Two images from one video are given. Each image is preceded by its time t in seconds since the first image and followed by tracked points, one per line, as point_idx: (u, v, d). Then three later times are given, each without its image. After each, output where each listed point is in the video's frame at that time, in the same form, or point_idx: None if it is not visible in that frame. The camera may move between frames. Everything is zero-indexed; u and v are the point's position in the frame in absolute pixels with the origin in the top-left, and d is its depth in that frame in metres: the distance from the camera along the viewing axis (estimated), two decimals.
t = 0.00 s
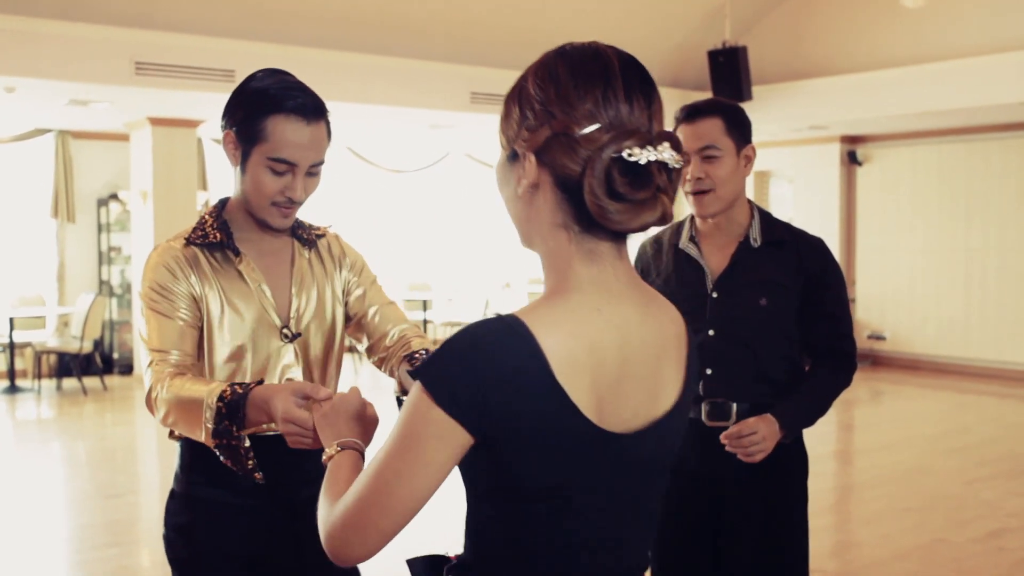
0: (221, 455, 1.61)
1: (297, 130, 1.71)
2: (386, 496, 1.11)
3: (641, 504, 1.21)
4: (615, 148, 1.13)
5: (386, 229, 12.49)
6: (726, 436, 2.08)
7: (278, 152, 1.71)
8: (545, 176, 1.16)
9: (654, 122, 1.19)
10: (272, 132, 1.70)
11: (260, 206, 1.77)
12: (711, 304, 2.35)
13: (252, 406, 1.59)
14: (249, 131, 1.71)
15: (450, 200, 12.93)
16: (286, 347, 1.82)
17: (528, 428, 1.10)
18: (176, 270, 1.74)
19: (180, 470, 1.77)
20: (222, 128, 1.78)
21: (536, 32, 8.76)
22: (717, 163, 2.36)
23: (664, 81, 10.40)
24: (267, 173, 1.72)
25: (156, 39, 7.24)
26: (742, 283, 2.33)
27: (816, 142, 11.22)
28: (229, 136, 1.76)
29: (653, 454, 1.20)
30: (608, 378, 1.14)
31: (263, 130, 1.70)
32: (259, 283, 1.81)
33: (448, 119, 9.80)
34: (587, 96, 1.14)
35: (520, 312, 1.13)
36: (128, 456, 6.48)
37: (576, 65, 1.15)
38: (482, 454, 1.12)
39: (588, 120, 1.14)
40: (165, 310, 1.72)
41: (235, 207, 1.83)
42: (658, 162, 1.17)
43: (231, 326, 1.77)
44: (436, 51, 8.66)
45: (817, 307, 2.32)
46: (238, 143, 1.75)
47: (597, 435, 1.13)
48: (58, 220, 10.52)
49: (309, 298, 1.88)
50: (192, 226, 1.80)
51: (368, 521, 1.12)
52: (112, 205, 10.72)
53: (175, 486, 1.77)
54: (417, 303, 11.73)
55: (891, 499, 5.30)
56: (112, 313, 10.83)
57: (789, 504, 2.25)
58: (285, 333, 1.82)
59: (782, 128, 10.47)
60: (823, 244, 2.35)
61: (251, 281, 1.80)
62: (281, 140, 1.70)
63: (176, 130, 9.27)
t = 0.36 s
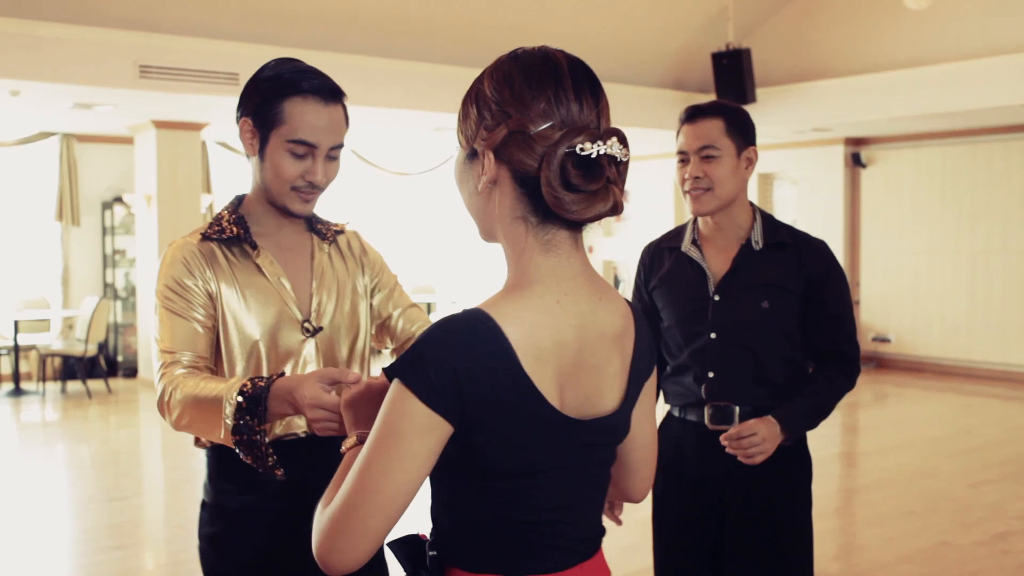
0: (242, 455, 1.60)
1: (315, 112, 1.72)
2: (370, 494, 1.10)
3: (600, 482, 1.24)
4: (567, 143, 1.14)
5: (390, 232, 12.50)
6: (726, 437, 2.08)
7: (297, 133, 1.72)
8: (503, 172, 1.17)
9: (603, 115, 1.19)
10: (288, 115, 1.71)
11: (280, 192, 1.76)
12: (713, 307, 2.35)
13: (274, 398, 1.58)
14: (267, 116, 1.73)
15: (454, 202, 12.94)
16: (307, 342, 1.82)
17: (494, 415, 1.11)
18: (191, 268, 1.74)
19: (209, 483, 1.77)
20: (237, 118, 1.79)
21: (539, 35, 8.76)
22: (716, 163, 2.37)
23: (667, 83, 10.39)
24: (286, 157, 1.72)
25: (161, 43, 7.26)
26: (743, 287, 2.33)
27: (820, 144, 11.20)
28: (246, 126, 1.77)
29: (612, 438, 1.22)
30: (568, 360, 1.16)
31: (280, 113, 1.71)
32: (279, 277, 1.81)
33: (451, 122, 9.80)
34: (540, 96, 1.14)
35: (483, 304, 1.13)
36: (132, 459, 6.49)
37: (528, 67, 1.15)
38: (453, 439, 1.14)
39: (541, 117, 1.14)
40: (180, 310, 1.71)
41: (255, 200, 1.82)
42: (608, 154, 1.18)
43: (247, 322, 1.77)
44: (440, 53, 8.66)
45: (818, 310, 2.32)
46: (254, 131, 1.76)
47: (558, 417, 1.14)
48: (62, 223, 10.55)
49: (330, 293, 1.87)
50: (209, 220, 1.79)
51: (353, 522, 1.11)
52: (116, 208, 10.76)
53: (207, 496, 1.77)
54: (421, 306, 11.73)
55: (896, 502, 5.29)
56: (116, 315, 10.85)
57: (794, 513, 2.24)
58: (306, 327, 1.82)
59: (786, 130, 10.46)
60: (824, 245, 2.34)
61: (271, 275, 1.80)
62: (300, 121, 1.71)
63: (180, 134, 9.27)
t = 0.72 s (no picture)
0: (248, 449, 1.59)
1: (313, 88, 1.72)
2: (324, 477, 1.08)
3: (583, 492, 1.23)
4: (565, 153, 1.14)
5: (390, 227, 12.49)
6: (731, 431, 2.07)
7: (299, 110, 1.72)
8: (499, 179, 1.16)
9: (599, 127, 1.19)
10: (289, 96, 1.71)
11: (292, 174, 1.75)
12: (717, 302, 2.34)
13: (278, 397, 1.54)
14: (268, 101, 1.74)
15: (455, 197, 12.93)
16: (318, 338, 1.80)
17: (474, 415, 1.11)
18: (201, 263, 1.74)
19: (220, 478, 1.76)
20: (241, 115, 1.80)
21: (541, 29, 8.74)
22: (719, 152, 2.38)
23: (669, 78, 10.38)
24: (293, 136, 1.72)
25: (162, 38, 7.24)
26: (748, 282, 2.32)
27: (822, 138, 11.18)
28: (251, 118, 1.77)
29: (592, 449, 1.21)
30: (550, 365, 1.15)
31: (280, 95, 1.72)
32: (289, 274, 1.80)
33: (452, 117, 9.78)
34: (535, 102, 1.14)
35: (471, 305, 1.13)
36: (134, 454, 6.49)
37: (523, 73, 1.14)
38: (432, 437, 1.13)
39: (538, 124, 1.14)
40: (192, 307, 1.71)
41: (269, 193, 1.81)
42: (603, 165, 1.18)
43: (257, 319, 1.77)
44: (440, 48, 8.65)
45: (822, 305, 2.31)
46: (260, 123, 1.77)
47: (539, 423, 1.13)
48: (64, 218, 10.54)
49: (344, 291, 1.85)
50: (223, 218, 1.79)
51: (296, 498, 1.09)
52: (117, 203, 10.74)
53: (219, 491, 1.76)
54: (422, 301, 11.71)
55: (897, 497, 5.29)
56: (118, 311, 10.85)
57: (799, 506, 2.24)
58: (317, 324, 1.80)
59: (788, 125, 10.44)
60: (827, 239, 2.34)
61: (280, 272, 1.79)
62: (300, 100, 1.71)
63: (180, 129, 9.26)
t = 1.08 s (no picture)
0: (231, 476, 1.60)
1: (288, 89, 1.74)
2: (357, 478, 1.11)
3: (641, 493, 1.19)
4: (562, 114, 1.13)
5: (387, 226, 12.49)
6: (729, 432, 2.07)
7: (275, 113, 1.73)
8: (507, 167, 1.15)
9: (597, 94, 1.18)
10: (264, 100, 1.73)
11: (271, 179, 1.75)
12: (715, 302, 2.34)
13: (267, 426, 1.58)
14: (244, 108, 1.75)
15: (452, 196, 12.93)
16: (302, 352, 1.80)
17: (502, 418, 1.07)
18: (186, 279, 1.72)
19: (185, 472, 1.76)
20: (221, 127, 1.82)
21: (537, 29, 8.74)
22: (717, 153, 2.38)
23: (665, 77, 10.38)
24: (270, 139, 1.73)
25: (158, 37, 7.24)
26: (747, 282, 2.32)
27: (818, 138, 11.20)
28: (230, 127, 1.79)
29: (647, 446, 1.17)
30: (587, 371, 1.10)
31: (256, 100, 1.74)
32: (275, 288, 1.80)
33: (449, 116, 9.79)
34: (528, 78, 1.15)
35: (494, 300, 1.11)
36: (131, 454, 6.49)
37: (513, 59, 1.17)
38: (458, 440, 1.10)
39: (532, 99, 1.13)
40: (176, 326, 1.69)
41: (252, 203, 1.81)
42: (607, 122, 1.16)
43: (242, 337, 1.76)
44: (437, 47, 8.65)
45: (821, 304, 2.31)
46: (238, 130, 1.78)
47: (576, 429, 1.09)
48: (60, 218, 10.52)
49: (327, 302, 1.85)
50: (208, 228, 1.79)
51: (334, 494, 1.15)
52: (114, 203, 10.72)
53: (180, 484, 1.76)
54: (419, 301, 11.71)
55: (893, 495, 5.30)
56: (114, 311, 10.84)
57: (792, 508, 2.24)
58: (301, 339, 1.80)
59: (784, 125, 10.45)
60: (826, 239, 2.34)
61: (265, 285, 1.79)
62: (276, 102, 1.73)
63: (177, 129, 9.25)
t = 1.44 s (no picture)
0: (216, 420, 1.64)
1: (289, 111, 1.75)
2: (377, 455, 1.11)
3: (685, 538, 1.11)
4: (607, 134, 1.06)
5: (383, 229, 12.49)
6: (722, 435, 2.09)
7: (275, 133, 1.74)
8: (541, 176, 1.11)
9: (655, 107, 1.11)
10: (266, 116, 1.74)
11: (262, 197, 1.77)
12: (710, 304, 2.35)
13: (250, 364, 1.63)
14: (244, 121, 1.75)
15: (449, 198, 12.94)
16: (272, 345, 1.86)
17: (519, 456, 1.04)
18: (166, 263, 1.77)
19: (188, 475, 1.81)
20: (213, 133, 1.81)
21: (534, 32, 8.76)
22: (713, 153, 2.40)
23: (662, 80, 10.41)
24: (267, 158, 1.74)
25: (155, 41, 7.25)
26: (744, 283, 2.33)
27: (814, 140, 11.22)
28: (223, 136, 1.78)
29: (686, 487, 1.10)
30: (610, 413, 1.05)
31: (257, 117, 1.74)
32: (247, 286, 1.84)
33: (445, 119, 9.80)
34: (577, 83, 1.08)
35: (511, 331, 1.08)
36: (128, 457, 6.48)
37: (565, 50, 1.10)
38: (478, 471, 1.07)
39: (579, 109, 1.08)
40: (156, 297, 1.74)
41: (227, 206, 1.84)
42: (659, 145, 1.09)
43: (220, 320, 1.82)
44: (434, 51, 8.66)
45: (816, 306, 2.33)
46: (233, 141, 1.78)
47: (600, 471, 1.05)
48: (56, 222, 10.50)
49: (297, 299, 1.89)
50: (180, 229, 1.82)
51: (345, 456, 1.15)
52: (110, 207, 10.72)
53: (185, 489, 1.80)
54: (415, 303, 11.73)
55: (891, 496, 5.31)
56: (110, 314, 10.82)
57: (788, 515, 2.25)
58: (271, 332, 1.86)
59: (781, 127, 10.47)
60: (821, 241, 2.36)
61: (238, 283, 1.83)
62: (277, 121, 1.74)
63: (174, 132, 9.26)
